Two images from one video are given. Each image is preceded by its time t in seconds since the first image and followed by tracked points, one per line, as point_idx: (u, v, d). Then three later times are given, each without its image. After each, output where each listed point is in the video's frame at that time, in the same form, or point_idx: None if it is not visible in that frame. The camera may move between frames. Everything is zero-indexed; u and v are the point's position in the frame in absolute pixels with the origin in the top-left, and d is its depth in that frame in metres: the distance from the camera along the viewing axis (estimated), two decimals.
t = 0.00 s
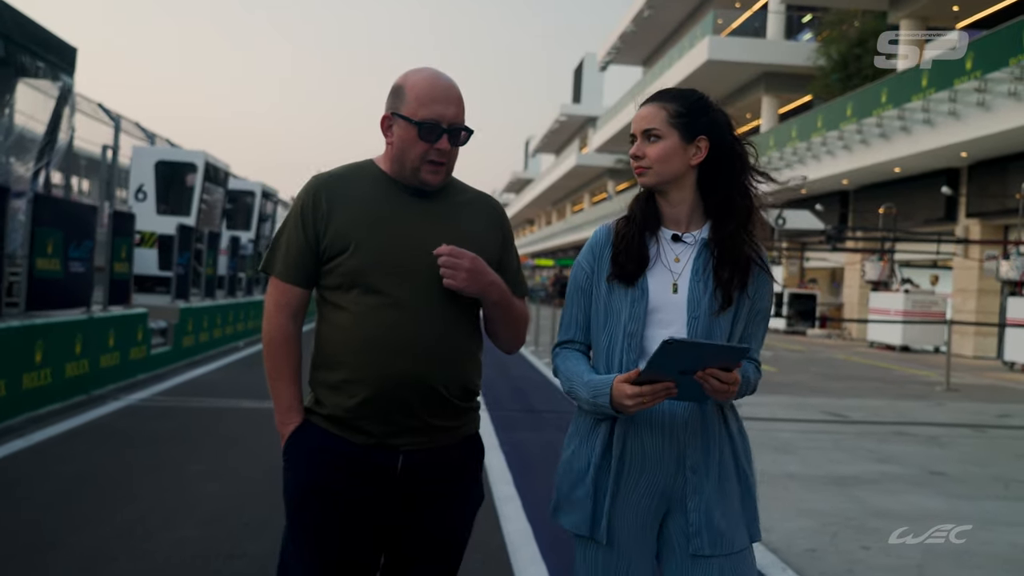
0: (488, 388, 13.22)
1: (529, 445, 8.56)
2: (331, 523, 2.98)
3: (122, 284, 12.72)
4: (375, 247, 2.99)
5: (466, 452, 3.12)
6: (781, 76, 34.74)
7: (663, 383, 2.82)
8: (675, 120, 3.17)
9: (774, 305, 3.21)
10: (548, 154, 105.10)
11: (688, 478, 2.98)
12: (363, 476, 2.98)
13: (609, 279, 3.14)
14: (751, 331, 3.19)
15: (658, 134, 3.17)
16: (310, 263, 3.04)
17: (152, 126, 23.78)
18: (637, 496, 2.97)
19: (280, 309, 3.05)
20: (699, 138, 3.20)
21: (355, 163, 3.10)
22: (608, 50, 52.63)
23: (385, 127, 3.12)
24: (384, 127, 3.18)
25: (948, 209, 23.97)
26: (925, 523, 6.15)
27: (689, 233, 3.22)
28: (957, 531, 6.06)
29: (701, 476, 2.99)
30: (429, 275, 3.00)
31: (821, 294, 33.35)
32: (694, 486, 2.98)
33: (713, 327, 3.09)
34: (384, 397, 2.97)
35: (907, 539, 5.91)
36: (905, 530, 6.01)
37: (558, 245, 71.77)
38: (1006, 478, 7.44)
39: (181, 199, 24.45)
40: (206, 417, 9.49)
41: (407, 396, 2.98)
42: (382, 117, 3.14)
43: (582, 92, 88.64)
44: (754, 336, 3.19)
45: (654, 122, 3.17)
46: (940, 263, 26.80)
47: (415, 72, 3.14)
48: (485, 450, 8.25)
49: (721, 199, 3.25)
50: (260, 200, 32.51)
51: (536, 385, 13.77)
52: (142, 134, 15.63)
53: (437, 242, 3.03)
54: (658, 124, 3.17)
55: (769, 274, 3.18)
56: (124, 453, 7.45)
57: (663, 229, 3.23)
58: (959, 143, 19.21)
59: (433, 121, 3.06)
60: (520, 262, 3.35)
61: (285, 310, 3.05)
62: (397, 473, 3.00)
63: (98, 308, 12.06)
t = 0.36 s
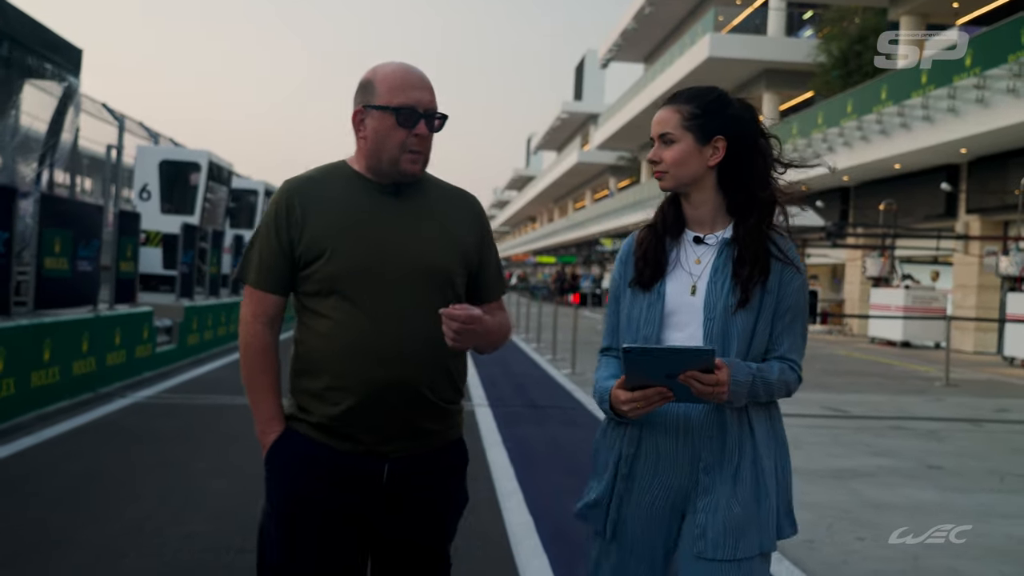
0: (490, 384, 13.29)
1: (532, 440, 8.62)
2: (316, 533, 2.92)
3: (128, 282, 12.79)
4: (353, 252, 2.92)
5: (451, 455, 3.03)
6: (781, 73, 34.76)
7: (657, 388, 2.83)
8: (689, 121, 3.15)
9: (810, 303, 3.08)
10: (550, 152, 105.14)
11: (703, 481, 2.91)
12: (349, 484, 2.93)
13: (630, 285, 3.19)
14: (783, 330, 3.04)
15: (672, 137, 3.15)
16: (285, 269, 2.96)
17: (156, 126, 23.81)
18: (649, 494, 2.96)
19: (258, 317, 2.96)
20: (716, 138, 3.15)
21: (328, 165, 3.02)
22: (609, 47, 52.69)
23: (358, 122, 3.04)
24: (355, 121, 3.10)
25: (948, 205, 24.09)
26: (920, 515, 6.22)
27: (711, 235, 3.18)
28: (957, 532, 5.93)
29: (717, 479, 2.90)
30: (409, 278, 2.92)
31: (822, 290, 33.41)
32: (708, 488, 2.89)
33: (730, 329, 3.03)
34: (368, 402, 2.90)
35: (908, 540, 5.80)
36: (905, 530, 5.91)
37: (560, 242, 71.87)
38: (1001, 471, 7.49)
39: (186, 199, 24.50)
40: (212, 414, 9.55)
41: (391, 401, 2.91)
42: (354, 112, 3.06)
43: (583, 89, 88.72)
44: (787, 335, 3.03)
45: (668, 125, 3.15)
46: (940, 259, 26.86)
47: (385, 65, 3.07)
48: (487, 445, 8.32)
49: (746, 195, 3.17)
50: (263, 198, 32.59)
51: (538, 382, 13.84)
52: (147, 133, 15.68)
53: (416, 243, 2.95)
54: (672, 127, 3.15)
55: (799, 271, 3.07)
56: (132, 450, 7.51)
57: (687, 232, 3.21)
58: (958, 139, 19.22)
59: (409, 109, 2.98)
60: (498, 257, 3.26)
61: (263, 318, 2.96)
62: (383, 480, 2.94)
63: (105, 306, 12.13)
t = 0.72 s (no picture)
0: (489, 381, 13.36)
1: (530, 437, 8.67)
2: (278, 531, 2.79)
3: (130, 283, 12.85)
4: (308, 244, 2.80)
5: (414, 449, 2.94)
6: (781, 72, 34.84)
7: (661, 381, 2.80)
8: (705, 118, 3.01)
9: (825, 295, 2.89)
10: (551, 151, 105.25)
11: (714, 476, 2.81)
12: (309, 481, 2.81)
13: (646, 284, 3.12)
14: (796, 322, 2.87)
15: (689, 133, 3.01)
16: (239, 264, 2.84)
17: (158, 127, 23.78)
18: (663, 496, 2.88)
19: (214, 312, 2.84)
20: (733, 135, 3.01)
21: (281, 156, 2.91)
22: (609, 46, 52.79)
23: (314, 115, 2.92)
24: (312, 113, 2.98)
25: (946, 203, 24.15)
26: (909, 508, 6.28)
27: (727, 231, 3.05)
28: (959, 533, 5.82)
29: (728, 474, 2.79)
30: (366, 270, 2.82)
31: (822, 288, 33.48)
32: (719, 483, 2.80)
33: (739, 323, 2.89)
34: (327, 397, 2.79)
35: (910, 541, 5.71)
36: (905, 531, 5.82)
37: (561, 241, 72.02)
38: (993, 466, 7.54)
39: (187, 199, 24.44)
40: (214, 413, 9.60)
41: (350, 396, 2.81)
42: (309, 103, 2.94)
43: (584, 88, 88.87)
44: (800, 328, 2.86)
45: (685, 122, 3.02)
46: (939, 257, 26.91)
47: (341, 54, 2.97)
48: (484, 443, 8.37)
49: (760, 189, 3.03)
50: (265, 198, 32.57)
51: (537, 379, 13.89)
52: (148, 135, 15.73)
53: (374, 234, 2.85)
54: (688, 124, 3.02)
55: (815, 262, 2.91)
56: (133, 449, 7.54)
57: (705, 228, 3.10)
58: (956, 138, 19.25)
59: (367, 104, 2.88)
60: (455, 248, 3.18)
61: (219, 313, 2.84)
62: (345, 477, 2.84)
63: (108, 306, 12.19)
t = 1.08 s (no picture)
0: (494, 382, 13.44)
1: (533, 437, 8.75)
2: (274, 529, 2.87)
3: (139, 284, 12.95)
4: (299, 247, 2.84)
5: (403, 447, 2.98)
6: (786, 74, 34.88)
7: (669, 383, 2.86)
8: (720, 127, 3.04)
9: (822, 301, 2.98)
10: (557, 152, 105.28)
11: (715, 477, 2.83)
12: (303, 481, 2.87)
13: (648, 285, 3.10)
14: (796, 328, 2.94)
15: (704, 143, 3.03)
16: (233, 266, 2.88)
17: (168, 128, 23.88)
18: (657, 490, 2.88)
19: (211, 315, 2.86)
20: (745, 142, 3.05)
21: (272, 161, 2.94)
22: (616, 48, 52.83)
23: (306, 120, 2.95)
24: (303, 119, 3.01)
25: (950, 205, 24.13)
26: (903, 506, 6.34)
27: (728, 235, 3.08)
28: (958, 533, 5.84)
29: (729, 474, 2.83)
30: (358, 273, 2.86)
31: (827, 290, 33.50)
32: (719, 485, 2.83)
33: (744, 325, 2.93)
34: (319, 397, 2.85)
35: (909, 540, 5.72)
36: (905, 530, 5.85)
37: (567, 241, 72.06)
38: (988, 466, 7.59)
39: (196, 200, 24.51)
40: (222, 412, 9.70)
41: (341, 396, 2.86)
42: (301, 109, 2.96)
43: (591, 89, 88.89)
44: (801, 333, 2.93)
45: (700, 130, 3.03)
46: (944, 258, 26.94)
47: (334, 60, 2.99)
48: (487, 441, 8.45)
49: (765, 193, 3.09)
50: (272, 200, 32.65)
51: (541, 380, 13.97)
52: (157, 137, 15.84)
53: (365, 236, 2.89)
54: (704, 132, 3.03)
55: (816, 269, 2.98)
56: (141, 447, 7.63)
57: (705, 233, 3.13)
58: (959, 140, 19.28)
59: (358, 109, 2.91)
60: (444, 249, 3.21)
61: (216, 316, 2.86)
62: (338, 474, 2.90)
63: (118, 307, 12.29)
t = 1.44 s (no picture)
0: (495, 382, 13.50)
1: (533, 436, 8.80)
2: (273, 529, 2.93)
3: (144, 284, 13.02)
4: (312, 247, 2.89)
5: (405, 453, 3.03)
6: (788, 75, 34.91)
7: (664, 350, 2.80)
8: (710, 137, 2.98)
9: (790, 300, 3.02)
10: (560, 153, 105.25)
11: (701, 482, 2.87)
12: (304, 482, 2.91)
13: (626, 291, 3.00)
14: (769, 330, 2.97)
15: (706, 165, 2.97)
16: (248, 263, 2.93)
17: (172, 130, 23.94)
18: (636, 496, 2.89)
19: (226, 312, 2.92)
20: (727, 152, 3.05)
21: (293, 162, 2.99)
22: (619, 49, 52.83)
23: (329, 124, 3.02)
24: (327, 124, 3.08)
25: (950, 207, 24.06)
26: (897, 504, 6.38)
27: (700, 243, 3.04)
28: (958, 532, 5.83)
29: (714, 479, 2.87)
30: (367, 277, 2.91)
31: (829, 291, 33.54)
32: (704, 489, 2.86)
33: (723, 327, 2.90)
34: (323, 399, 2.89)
35: (909, 541, 5.69)
36: (906, 530, 5.83)
37: (570, 242, 72.07)
38: (981, 465, 7.63)
39: (200, 201, 24.55)
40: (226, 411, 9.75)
41: (347, 399, 2.90)
42: (325, 113, 3.04)
43: (594, 90, 88.87)
44: (772, 335, 2.96)
45: (703, 153, 2.96)
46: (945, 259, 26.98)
47: (357, 68, 3.07)
48: (488, 440, 8.51)
49: (735, 203, 3.09)
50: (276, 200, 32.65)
51: (542, 380, 14.02)
52: (161, 139, 15.90)
53: (375, 240, 2.94)
54: (705, 155, 2.96)
55: (781, 258, 3.03)
56: (146, 446, 7.67)
57: (677, 241, 3.06)
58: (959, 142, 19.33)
59: (382, 114, 2.99)
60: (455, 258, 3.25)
61: (231, 313, 2.92)
62: (337, 477, 2.93)
63: (123, 307, 12.35)
